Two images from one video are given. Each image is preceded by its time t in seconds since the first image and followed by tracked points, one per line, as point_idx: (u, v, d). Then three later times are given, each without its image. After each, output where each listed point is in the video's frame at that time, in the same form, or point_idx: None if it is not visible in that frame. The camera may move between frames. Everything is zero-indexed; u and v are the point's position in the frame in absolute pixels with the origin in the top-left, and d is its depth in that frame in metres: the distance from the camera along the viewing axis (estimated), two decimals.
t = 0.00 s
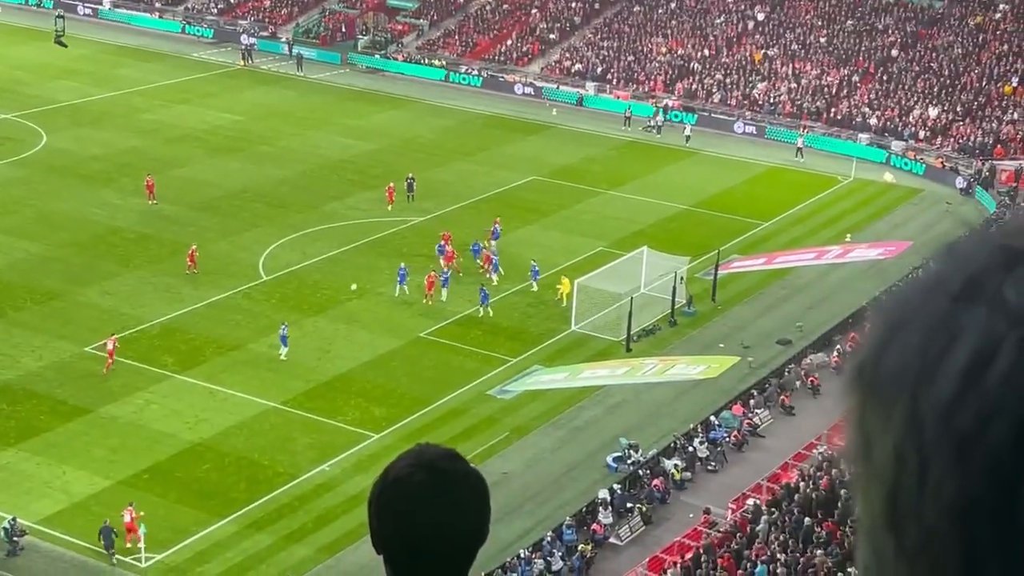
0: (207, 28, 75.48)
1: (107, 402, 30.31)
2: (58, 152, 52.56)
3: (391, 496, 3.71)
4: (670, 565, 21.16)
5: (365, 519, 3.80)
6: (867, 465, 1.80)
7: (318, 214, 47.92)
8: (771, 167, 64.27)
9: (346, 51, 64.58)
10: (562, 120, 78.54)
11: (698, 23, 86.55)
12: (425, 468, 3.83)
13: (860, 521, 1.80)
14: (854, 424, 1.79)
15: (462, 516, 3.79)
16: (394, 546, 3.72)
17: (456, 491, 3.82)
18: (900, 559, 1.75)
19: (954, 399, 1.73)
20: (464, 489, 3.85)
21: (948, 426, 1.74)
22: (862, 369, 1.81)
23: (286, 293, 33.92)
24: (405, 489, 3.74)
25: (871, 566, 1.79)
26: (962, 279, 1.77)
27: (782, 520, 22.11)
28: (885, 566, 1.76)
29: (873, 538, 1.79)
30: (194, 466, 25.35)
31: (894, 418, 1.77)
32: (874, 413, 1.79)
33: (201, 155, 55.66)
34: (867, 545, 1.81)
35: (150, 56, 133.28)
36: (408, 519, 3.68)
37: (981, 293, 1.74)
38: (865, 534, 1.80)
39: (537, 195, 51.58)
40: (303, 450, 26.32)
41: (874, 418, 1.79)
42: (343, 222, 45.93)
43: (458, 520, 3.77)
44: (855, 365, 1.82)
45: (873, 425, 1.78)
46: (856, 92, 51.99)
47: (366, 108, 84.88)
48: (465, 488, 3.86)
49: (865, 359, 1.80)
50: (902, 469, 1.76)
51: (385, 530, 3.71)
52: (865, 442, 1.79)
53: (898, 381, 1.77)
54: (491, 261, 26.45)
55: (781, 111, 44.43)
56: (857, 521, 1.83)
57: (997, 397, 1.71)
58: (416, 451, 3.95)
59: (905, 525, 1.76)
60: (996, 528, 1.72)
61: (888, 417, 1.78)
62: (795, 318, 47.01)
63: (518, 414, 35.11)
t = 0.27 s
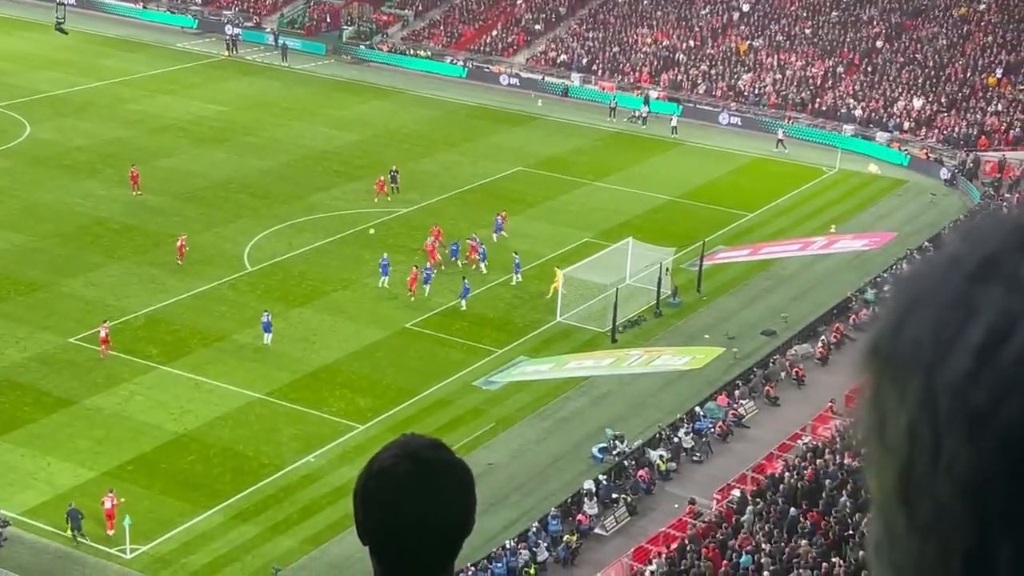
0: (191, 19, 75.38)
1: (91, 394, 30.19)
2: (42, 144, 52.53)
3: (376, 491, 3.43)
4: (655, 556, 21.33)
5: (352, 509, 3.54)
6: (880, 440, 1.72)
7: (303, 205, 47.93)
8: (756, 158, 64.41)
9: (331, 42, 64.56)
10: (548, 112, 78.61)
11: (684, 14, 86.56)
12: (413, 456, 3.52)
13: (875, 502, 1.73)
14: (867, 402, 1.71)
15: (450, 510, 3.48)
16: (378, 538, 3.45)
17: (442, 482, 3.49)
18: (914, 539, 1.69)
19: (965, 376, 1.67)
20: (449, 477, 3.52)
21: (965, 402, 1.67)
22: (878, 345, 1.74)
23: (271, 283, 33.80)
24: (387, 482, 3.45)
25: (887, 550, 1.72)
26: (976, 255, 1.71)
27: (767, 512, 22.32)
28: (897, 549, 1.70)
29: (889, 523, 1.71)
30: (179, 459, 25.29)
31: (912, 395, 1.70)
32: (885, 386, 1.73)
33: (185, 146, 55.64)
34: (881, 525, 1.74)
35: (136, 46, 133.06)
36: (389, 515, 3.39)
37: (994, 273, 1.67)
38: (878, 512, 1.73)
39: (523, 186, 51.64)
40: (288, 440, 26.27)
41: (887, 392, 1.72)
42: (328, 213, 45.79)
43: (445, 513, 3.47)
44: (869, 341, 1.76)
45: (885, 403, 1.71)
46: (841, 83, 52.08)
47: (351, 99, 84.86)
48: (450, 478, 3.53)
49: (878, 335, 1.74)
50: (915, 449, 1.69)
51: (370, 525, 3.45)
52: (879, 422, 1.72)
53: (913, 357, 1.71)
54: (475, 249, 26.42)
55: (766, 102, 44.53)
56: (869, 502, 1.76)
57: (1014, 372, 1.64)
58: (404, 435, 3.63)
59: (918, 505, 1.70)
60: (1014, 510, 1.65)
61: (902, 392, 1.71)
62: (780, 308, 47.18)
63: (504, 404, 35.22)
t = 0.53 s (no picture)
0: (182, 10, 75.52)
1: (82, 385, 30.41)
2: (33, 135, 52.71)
3: (371, 484, 3.72)
4: (646, 547, 21.79)
5: (347, 499, 3.82)
6: (899, 420, 1.85)
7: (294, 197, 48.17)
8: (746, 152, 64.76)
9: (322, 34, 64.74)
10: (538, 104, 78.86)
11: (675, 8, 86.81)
12: (405, 449, 3.82)
13: (890, 475, 1.87)
14: (886, 383, 1.85)
15: (443, 502, 3.77)
16: (372, 530, 3.74)
17: (436, 474, 3.78)
18: (931, 505, 1.82)
19: (984, 358, 1.80)
20: (443, 471, 3.81)
21: (980, 383, 1.80)
22: (893, 334, 1.88)
23: (262, 276, 34.05)
24: (382, 475, 3.74)
25: (901, 516, 1.85)
26: (991, 248, 1.85)
27: (757, 504, 22.85)
28: (915, 520, 1.83)
29: (903, 493, 1.85)
30: (171, 449, 25.53)
31: (930, 377, 1.84)
32: (903, 364, 1.87)
33: (176, 138, 55.84)
34: (897, 499, 1.87)
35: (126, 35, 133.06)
36: (383, 508, 3.68)
37: (1008, 264, 1.82)
38: (891, 489, 1.87)
39: (514, 179, 51.92)
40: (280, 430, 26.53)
41: (903, 377, 1.86)
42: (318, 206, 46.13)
43: (437, 503, 3.75)
44: (888, 327, 1.90)
45: (901, 385, 1.85)
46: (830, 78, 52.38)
47: (342, 91, 85.07)
48: (444, 471, 3.82)
49: (902, 316, 1.87)
50: (934, 421, 1.83)
51: (364, 516, 3.74)
52: (896, 402, 1.85)
53: (931, 342, 1.84)
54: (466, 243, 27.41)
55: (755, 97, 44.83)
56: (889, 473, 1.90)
57: None
58: (399, 431, 3.93)
59: (936, 475, 1.83)
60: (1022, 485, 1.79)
61: (919, 375, 1.85)
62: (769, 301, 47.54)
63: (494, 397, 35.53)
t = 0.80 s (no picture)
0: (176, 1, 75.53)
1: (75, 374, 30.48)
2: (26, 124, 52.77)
3: (369, 470, 3.88)
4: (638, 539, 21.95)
5: (345, 491, 3.96)
6: (907, 396, 2.00)
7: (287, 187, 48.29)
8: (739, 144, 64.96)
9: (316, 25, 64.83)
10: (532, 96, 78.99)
11: None
12: (402, 438, 3.98)
13: (900, 448, 2.02)
14: (894, 360, 2.00)
15: (441, 490, 3.92)
16: (369, 515, 3.86)
17: (434, 464, 3.94)
18: (940, 475, 1.96)
19: (995, 332, 1.92)
20: (440, 461, 3.98)
21: (991, 357, 1.93)
22: (902, 308, 2.02)
23: (257, 266, 34.18)
24: (382, 461, 3.90)
25: (909, 483, 2.00)
26: (1001, 225, 1.97)
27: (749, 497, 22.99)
28: (923, 489, 1.98)
29: (914, 461, 2.00)
30: (164, 439, 25.63)
31: (940, 353, 1.97)
32: (913, 342, 2.01)
33: (169, 128, 55.91)
34: (905, 470, 2.02)
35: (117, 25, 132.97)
36: (380, 490, 3.83)
37: (1018, 241, 1.94)
38: (902, 459, 2.02)
39: (507, 170, 52.06)
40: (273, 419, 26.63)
41: (913, 352, 2.00)
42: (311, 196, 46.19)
43: (435, 489, 3.91)
44: (897, 305, 2.04)
45: (912, 364, 2.00)
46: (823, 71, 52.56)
47: (335, 82, 85.13)
48: (441, 461, 3.98)
49: (909, 296, 2.01)
50: (945, 396, 1.97)
51: (362, 502, 3.87)
52: (905, 378, 2.00)
53: (940, 318, 1.98)
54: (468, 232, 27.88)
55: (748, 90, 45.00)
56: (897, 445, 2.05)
57: None
58: (393, 420, 4.09)
59: (946, 449, 1.97)
60: None
61: (928, 352, 1.99)
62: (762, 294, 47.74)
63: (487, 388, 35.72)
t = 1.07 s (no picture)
0: None
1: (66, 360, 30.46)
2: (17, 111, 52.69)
3: (361, 456, 3.87)
4: (629, 529, 22.03)
5: (336, 476, 3.95)
6: (893, 375, 2.03)
7: (280, 174, 48.25)
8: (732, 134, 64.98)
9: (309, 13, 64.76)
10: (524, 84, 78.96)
11: None
12: (392, 423, 3.95)
13: (885, 427, 2.06)
14: (881, 342, 2.03)
15: (429, 477, 3.89)
16: (360, 502, 3.86)
17: (421, 450, 3.90)
18: (920, 456, 2.00)
19: (979, 311, 1.93)
20: (431, 448, 3.95)
21: (973, 333, 1.95)
22: (887, 289, 2.05)
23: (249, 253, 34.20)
24: (369, 449, 3.89)
25: (891, 459, 2.05)
26: (986, 206, 2.00)
27: (739, 486, 22.93)
28: (906, 467, 2.02)
29: (897, 438, 2.04)
30: (155, 426, 25.63)
31: (925, 330, 1.99)
32: (891, 321, 2.05)
33: (161, 115, 55.87)
34: (889, 451, 2.06)
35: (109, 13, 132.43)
36: (371, 477, 3.82)
37: (1004, 220, 1.96)
38: (889, 436, 2.05)
39: (500, 159, 52.09)
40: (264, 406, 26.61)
41: (896, 327, 2.03)
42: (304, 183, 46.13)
43: (426, 476, 3.88)
44: (882, 285, 2.07)
45: (889, 343, 2.03)
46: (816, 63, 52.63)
47: (328, 69, 85.05)
48: (432, 448, 3.94)
49: (892, 280, 2.04)
50: (930, 374, 1.99)
51: (354, 490, 3.87)
52: (890, 357, 2.03)
53: (926, 296, 1.99)
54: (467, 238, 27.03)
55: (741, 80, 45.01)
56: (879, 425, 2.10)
57: (1017, 308, 1.91)
58: (386, 405, 4.06)
59: (929, 428, 2.00)
60: (1011, 433, 1.95)
61: (913, 331, 2.01)
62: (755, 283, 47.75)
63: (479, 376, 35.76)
